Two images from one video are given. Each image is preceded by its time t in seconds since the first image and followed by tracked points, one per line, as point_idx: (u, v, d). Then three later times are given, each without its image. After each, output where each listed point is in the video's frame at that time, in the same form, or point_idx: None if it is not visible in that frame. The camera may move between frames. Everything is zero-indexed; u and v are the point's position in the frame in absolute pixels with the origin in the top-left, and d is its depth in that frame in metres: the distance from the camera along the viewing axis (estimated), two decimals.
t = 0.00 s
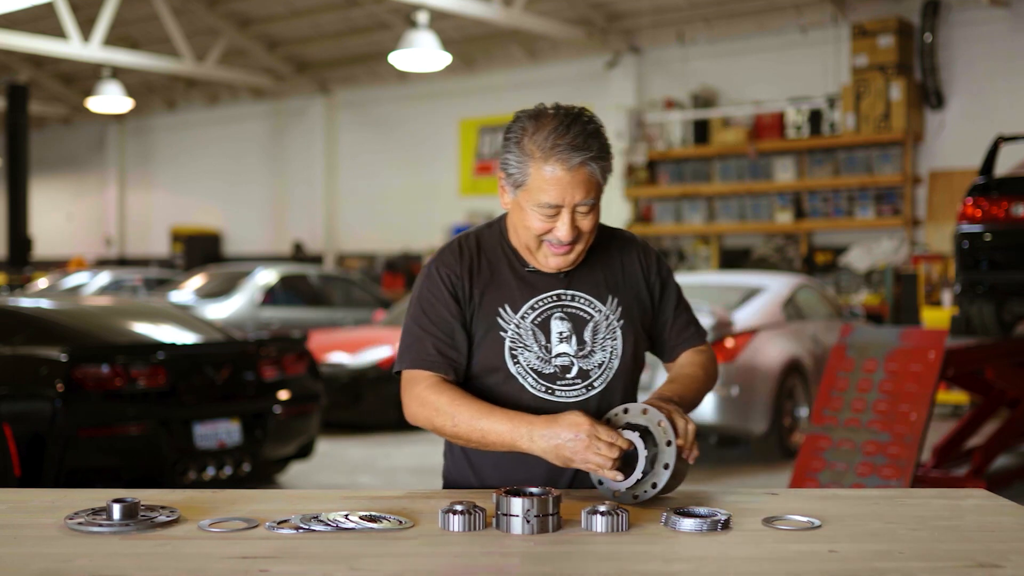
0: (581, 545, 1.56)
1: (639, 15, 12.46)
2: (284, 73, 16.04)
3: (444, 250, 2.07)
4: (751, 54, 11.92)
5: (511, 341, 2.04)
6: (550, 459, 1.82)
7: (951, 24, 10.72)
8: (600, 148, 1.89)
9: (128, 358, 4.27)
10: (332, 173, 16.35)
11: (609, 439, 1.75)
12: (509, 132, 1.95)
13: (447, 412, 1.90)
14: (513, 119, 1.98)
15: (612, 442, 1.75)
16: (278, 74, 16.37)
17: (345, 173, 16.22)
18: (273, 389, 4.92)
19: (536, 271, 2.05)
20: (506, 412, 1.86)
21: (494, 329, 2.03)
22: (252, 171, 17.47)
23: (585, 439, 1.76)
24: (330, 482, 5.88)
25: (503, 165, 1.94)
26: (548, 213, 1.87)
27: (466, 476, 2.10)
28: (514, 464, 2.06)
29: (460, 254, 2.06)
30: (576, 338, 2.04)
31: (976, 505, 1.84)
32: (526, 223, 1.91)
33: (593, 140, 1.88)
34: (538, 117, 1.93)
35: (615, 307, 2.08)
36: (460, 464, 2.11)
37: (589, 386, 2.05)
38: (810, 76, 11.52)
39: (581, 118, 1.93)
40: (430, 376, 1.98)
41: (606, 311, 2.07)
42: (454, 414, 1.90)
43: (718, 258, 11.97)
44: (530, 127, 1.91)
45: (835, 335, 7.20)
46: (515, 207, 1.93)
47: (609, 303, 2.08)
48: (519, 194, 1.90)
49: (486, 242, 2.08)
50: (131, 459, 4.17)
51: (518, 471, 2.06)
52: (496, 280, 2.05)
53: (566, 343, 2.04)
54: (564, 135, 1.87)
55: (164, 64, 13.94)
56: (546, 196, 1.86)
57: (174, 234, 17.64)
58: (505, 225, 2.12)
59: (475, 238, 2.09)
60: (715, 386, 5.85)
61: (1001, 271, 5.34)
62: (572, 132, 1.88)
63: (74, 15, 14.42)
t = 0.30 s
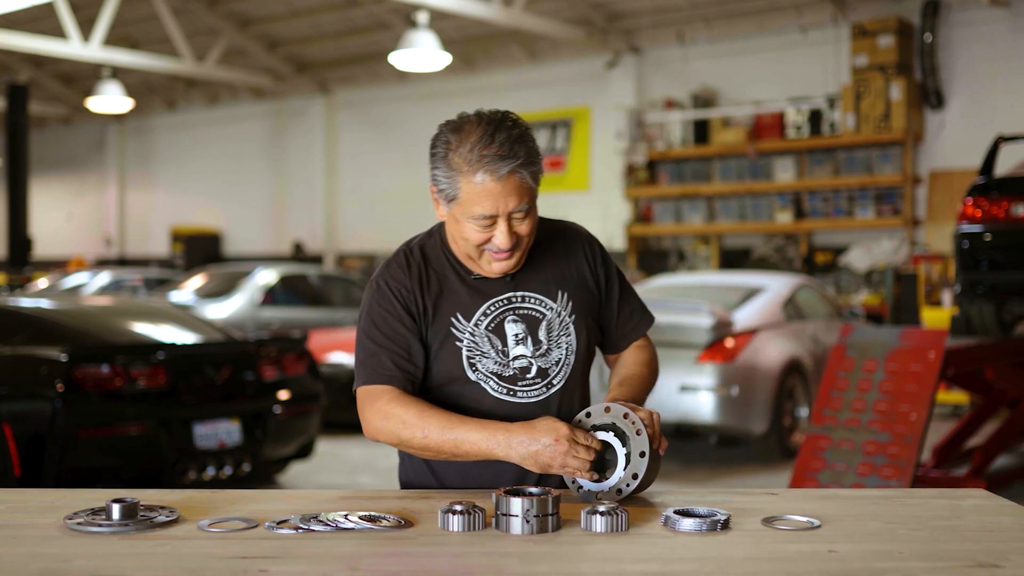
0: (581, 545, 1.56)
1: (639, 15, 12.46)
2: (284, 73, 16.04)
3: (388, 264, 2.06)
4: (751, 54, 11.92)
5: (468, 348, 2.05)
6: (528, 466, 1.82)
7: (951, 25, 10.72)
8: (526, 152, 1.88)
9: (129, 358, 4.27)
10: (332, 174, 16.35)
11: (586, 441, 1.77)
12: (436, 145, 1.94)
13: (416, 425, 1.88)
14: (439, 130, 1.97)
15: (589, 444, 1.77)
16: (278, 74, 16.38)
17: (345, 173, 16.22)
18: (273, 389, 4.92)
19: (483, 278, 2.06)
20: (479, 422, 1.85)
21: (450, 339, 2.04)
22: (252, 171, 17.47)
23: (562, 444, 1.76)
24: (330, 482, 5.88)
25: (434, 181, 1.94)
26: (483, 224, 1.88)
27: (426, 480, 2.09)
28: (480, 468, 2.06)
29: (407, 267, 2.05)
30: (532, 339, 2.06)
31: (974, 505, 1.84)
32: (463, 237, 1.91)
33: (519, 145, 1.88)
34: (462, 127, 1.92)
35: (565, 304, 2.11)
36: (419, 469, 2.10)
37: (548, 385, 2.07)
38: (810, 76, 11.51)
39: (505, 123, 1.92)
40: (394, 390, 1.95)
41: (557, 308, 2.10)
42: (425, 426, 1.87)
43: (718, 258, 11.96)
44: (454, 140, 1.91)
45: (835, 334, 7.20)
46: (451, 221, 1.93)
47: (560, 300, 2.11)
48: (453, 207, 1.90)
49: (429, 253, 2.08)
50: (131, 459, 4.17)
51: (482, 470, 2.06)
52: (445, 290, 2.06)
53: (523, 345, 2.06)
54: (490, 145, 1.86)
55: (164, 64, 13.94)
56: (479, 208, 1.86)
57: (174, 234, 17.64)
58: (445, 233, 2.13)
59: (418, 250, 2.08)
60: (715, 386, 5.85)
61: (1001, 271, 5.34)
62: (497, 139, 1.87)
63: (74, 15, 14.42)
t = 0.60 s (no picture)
0: (580, 545, 1.56)
1: (639, 15, 12.45)
2: (284, 73, 16.04)
3: (365, 274, 2.05)
4: (751, 54, 11.92)
5: (451, 353, 2.04)
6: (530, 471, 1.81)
7: (951, 24, 10.72)
8: (491, 155, 1.88)
9: (128, 358, 4.27)
10: (332, 174, 16.36)
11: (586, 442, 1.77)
12: (400, 155, 1.94)
13: (414, 432, 1.86)
14: (402, 140, 1.96)
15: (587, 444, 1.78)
16: (278, 75, 16.38)
17: (345, 173, 16.23)
18: (273, 389, 4.92)
19: (460, 282, 2.06)
20: (478, 427, 1.83)
21: (433, 347, 2.04)
22: (252, 171, 17.48)
23: (566, 446, 1.76)
24: (330, 482, 5.88)
25: (403, 192, 1.94)
26: (455, 230, 1.87)
27: (410, 482, 2.08)
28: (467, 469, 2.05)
29: (384, 274, 2.04)
30: (513, 340, 2.07)
31: (973, 506, 1.84)
32: (437, 245, 1.91)
33: (484, 149, 1.87)
34: (424, 136, 1.91)
35: (543, 302, 2.12)
36: (402, 471, 2.09)
37: (532, 384, 2.08)
38: (810, 76, 11.51)
39: (467, 127, 1.91)
40: (385, 398, 1.94)
41: (535, 307, 2.10)
42: (424, 433, 1.85)
43: (718, 258, 11.96)
44: (419, 149, 1.90)
45: (835, 335, 7.20)
46: (424, 230, 1.93)
47: (538, 298, 2.12)
48: (424, 216, 1.90)
49: (405, 261, 2.08)
50: (131, 459, 4.17)
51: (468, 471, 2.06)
52: (425, 297, 2.05)
53: (504, 346, 2.06)
54: (454, 151, 1.86)
55: (164, 64, 13.94)
56: (450, 215, 1.85)
57: (174, 234, 17.63)
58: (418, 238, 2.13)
59: (393, 259, 2.07)
60: (715, 386, 5.85)
61: (1001, 271, 5.33)
62: (461, 144, 1.86)
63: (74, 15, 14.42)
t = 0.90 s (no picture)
0: (582, 545, 1.56)
1: (639, 15, 12.46)
2: (284, 73, 16.04)
3: (356, 278, 2.03)
4: (751, 54, 11.92)
5: (445, 355, 2.04)
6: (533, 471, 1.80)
7: (951, 25, 10.72)
8: (480, 155, 1.87)
9: (129, 358, 4.27)
10: (332, 174, 16.36)
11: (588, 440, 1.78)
12: (387, 160, 1.93)
13: (417, 436, 1.85)
14: (387, 143, 1.95)
15: (589, 442, 1.79)
16: (278, 75, 16.38)
17: (345, 173, 16.24)
18: (273, 389, 4.92)
19: (452, 284, 2.05)
20: (481, 429, 1.83)
21: (427, 350, 2.04)
22: (252, 171, 17.47)
23: (570, 446, 1.76)
24: (330, 482, 5.88)
25: (391, 196, 1.93)
26: (447, 233, 1.87)
27: (402, 483, 2.07)
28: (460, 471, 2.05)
29: (375, 277, 2.02)
30: (506, 342, 2.07)
31: (973, 506, 1.84)
32: (429, 249, 1.91)
33: (472, 150, 1.87)
34: (410, 139, 1.90)
35: (535, 302, 2.12)
36: (395, 472, 2.08)
37: (525, 385, 2.09)
38: (811, 76, 11.51)
39: (453, 129, 1.90)
40: (385, 401, 1.93)
41: (528, 307, 2.11)
42: (427, 436, 1.84)
43: (718, 258, 11.97)
44: (406, 154, 1.89)
45: (835, 335, 7.20)
46: (415, 234, 1.92)
47: (529, 298, 2.12)
48: (414, 221, 1.90)
49: (396, 265, 2.06)
50: (131, 459, 4.17)
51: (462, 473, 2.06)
52: (417, 299, 2.04)
53: (498, 348, 2.06)
54: (442, 154, 1.85)
55: (164, 64, 13.94)
56: (441, 219, 1.85)
57: (175, 234, 17.62)
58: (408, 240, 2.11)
59: (384, 262, 2.06)
60: (715, 386, 5.85)
61: (1001, 271, 5.33)
62: (449, 146, 1.86)
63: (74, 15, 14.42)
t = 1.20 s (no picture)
0: (581, 545, 1.56)
1: (639, 15, 12.45)
2: (284, 73, 16.05)
3: (351, 280, 2.02)
4: (751, 54, 11.92)
5: (442, 357, 2.04)
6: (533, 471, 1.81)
7: (951, 25, 10.72)
8: (476, 155, 1.88)
9: (129, 358, 4.27)
10: (332, 173, 16.36)
11: (589, 440, 1.78)
12: (383, 162, 1.93)
13: (416, 440, 1.85)
14: (383, 145, 1.95)
15: (590, 442, 1.79)
16: (278, 75, 16.38)
17: (345, 173, 16.25)
18: (273, 389, 4.92)
19: (448, 285, 2.05)
20: (479, 430, 1.83)
21: (423, 352, 2.03)
22: (252, 171, 17.47)
23: (569, 446, 1.76)
24: (330, 482, 5.88)
25: (387, 200, 1.93)
26: (445, 235, 1.87)
27: (399, 483, 2.07)
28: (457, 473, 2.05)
29: (371, 279, 2.02)
30: (502, 343, 2.07)
31: (973, 506, 1.84)
32: (427, 251, 1.91)
33: (468, 151, 1.87)
34: (406, 141, 1.90)
35: (531, 302, 2.12)
36: (391, 473, 2.08)
37: (522, 385, 2.09)
38: (811, 76, 11.51)
39: (449, 130, 1.90)
40: (383, 404, 1.93)
41: (524, 307, 2.11)
42: (426, 440, 1.84)
43: (718, 258, 11.97)
44: (401, 156, 1.89)
45: (835, 335, 7.20)
46: (412, 237, 1.92)
47: (525, 299, 2.12)
48: (411, 223, 1.90)
49: (391, 266, 2.06)
50: (131, 459, 4.17)
51: (459, 474, 2.06)
52: (413, 301, 2.04)
53: (494, 349, 2.06)
54: (438, 156, 1.85)
55: (164, 64, 13.93)
56: (439, 221, 1.85)
57: (175, 234, 17.62)
58: (403, 242, 2.11)
59: (379, 263, 2.06)
60: (715, 386, 5.85)
61: (1001, 271, 5.33)
62: (445, 148, 1.86)
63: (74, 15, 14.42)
